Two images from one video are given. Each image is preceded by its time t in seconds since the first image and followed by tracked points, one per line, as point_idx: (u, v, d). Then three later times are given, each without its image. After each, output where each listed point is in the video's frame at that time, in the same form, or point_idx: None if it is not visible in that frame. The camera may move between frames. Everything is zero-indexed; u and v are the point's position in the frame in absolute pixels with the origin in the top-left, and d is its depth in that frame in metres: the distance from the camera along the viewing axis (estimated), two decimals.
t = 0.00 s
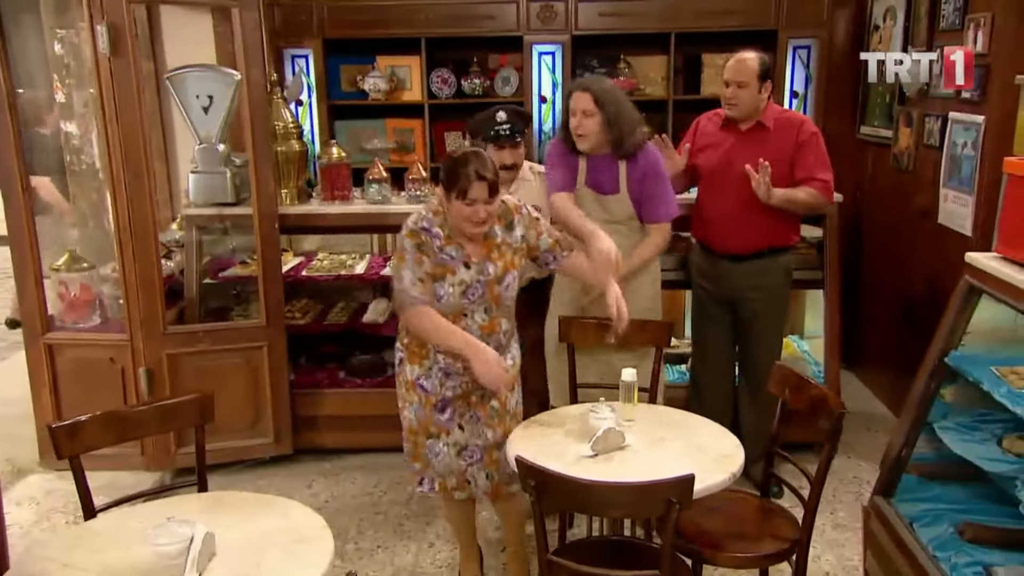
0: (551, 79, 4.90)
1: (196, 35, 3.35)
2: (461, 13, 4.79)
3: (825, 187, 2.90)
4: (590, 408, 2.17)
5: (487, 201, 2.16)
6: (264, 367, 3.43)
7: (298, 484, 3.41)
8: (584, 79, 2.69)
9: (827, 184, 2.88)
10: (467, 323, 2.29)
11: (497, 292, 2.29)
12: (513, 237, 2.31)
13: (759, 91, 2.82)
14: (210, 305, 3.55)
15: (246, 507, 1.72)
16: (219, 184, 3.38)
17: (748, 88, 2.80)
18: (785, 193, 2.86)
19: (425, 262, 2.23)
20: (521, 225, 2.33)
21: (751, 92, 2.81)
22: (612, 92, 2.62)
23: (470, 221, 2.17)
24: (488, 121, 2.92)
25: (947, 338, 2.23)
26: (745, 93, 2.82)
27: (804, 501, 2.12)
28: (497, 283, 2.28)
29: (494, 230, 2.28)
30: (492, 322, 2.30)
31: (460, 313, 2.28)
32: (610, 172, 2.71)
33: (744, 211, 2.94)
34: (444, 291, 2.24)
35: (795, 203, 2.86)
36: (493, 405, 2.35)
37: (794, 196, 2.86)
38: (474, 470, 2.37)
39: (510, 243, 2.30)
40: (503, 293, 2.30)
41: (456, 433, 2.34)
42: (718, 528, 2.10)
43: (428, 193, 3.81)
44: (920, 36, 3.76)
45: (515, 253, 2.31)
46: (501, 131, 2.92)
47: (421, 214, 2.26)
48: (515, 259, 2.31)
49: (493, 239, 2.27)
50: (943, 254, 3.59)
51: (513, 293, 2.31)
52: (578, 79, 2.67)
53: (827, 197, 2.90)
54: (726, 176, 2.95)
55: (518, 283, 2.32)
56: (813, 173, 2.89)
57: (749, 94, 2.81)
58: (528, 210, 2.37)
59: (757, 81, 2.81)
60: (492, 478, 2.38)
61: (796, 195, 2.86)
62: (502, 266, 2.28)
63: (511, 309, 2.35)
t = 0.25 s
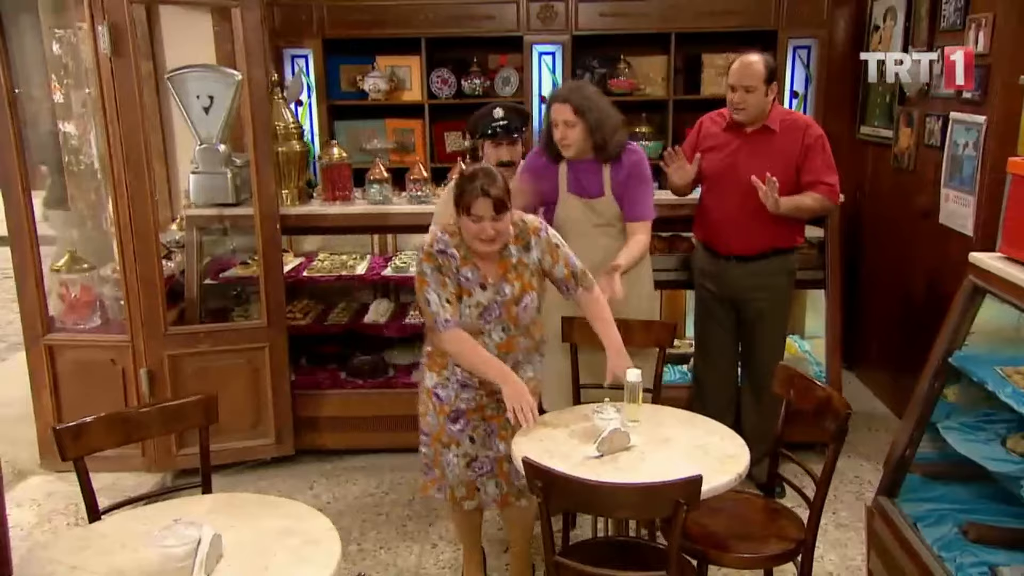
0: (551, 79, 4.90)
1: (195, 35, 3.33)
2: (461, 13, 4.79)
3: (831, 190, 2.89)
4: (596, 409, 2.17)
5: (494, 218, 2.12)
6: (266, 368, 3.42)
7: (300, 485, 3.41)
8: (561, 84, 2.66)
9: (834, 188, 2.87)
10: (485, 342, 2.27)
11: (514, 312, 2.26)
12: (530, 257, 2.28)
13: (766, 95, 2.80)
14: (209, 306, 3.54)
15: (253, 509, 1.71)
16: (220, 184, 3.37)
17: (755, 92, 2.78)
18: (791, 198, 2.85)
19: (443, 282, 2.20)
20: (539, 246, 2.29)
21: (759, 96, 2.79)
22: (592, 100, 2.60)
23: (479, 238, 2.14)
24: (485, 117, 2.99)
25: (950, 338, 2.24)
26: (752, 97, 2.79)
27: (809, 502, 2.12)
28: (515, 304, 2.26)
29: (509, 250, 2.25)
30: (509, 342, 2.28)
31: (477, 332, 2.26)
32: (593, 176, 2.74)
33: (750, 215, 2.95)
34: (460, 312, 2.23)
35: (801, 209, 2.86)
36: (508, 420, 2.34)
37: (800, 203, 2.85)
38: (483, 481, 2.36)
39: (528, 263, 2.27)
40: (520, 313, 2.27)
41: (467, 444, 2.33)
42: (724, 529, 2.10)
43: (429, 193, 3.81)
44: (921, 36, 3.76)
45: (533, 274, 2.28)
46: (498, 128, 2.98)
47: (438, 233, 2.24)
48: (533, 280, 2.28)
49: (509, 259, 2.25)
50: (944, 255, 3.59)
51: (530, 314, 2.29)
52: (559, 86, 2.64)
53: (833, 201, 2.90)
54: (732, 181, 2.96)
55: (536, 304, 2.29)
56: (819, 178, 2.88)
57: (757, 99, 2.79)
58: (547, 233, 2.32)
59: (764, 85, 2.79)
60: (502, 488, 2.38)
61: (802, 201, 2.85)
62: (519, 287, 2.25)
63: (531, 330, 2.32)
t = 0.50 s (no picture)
0: (552, 79, 4.90)
1: (196, 35, 3.33)
2: (461, 13, 4.78)
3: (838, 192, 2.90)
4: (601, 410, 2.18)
5: (499, 239, 2.10)
6: (268, 368, 3.42)
7: (302, 486, 3.40)
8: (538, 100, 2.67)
9: (841, 190, 2.88)
10: (502, 363, 2.29)
11: (529, 336, 2.26)
12: (547, 283, 2.24)
13: (774, 97, 2.80)
14: (210, 307, 3.54)
15: (259, 510, 1.71)
16: (222, 185, 3.37)
17: (763, 94, 2.78)
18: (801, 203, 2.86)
19: (456, 304, 2.24)
20: (557, 274, 2.24)
21: (767, 98, 2.79)
22: (571, 112, 2.61)
23: (488, 259, 2.13)
24: (469, 116, 2.94)
25: (955, 338, 2.24)
26: (760, 100, 2.80)
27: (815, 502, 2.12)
28: (529, 328, 2.25)
29: (526, 274, 2.22)
30: (526, 365, 2.28)
31: (493, 354, 2.29)
32: (575, 186, 2.74)
33: (756, 217, 2.94)
34: (474, 334, 2.26)
35: (811, 212, 2.87)
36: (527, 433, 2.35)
37: (810, 207, 2.86)
38: (497, 493, 2.38)
39: (545, 288, 2.24)
40: (535, 338, 2.27)
41: (484, 454, 2.36)
42: (729, 529, 2.10)
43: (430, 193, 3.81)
44: (922, 36, 3.76)
45: (551, 300, 2.25)
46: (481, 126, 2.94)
47: (455, 254, 2.26)
48: (550, 306, 2.25)
49: (525, 284, 2.22)
50: (946, 254, 3.60)
51: (547, 340, 2.27)
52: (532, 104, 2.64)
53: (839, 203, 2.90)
54: (738, 183, 2.96)
55: (553, 330, 2.27)
56: (826, 180, 2.89)
57: (764, 100, 2.79)
58: (568, 259, 2.25)
59: (771, 86, 2.80)
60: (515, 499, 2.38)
61: (811, 204, 2.86)
62: (534, 312, 2.24)
63: (550, 352, 2.31)
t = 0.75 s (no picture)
0: (552, 79, 4.89)
1: (196, 35, 3.32)
2: (461, 13, 4.78)
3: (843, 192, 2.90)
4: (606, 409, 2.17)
5: (497, 258, 2.13)
6: (269, 368, 3.41)
7: (303, 486, 3.39)
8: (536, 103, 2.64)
9: (846, 190, 2.88)
10: (514, 379, 2.36)
11: (535, 355, 2.29)
12: (554, 303, 2.25)
13: (779, 97, 2.80)
14: (211, 307, 3.52)
15: (266, 510, 1.70)
16: (222, 185, 3.36)
17: (769, 95, 2.78)
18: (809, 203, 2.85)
19: (465, 321, 2.31)
20: (564, 293, 2.25)
21: (772, 99, 2.79)
22: (570, 114, 2.58)
23: (489, 277, 2.16)
24: (454, 116, 3.00)
25: (958, 337, 2.24)
26: (766, 100, 2.79)
27: (819, 501, 2.12)
28: (535, 348, 2.28)
29: (532, 294, 2.25)
30: (538, 382, 2.33)
31: (504, 370, 2.35)
32: (577, 188, 2.73)
33: (762, 217, 2.94)
34: (482, 351, 2.32)
35: (817, 212, 2.86)
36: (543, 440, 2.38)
37: (817, 206, 2.85)
38: (508, 500, 2.37)
39: (552, 308, 2.26)
40: (543, 358, 2.29)
41: (499, 459, 2.40)
42: (733, 528, 2.09)
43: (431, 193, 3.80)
44: (923, 35, 3.76)
45: (558, 320, 2.27)
46: (467, 126, 3.00)
47: (467, 272, 2.30)
48: (557, 326, 2.27)
49: (531, 304, 2.25)
50: (946, 254, 3.60)
51: (554, 360, 2.30)
52: (533, 107, 2.62)
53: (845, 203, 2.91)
54: (743, 183, 2.96)
55: (561, 350, 2.29)
56: (831, 180, 2.89)
57: (770, 102, 2.80)
58: (578, 275, 2.25)
59: (776, 87, 2.80)
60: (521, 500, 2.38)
61: (818, 205, 2.85)
62: (540, 332, 2.27)
63: (561, 369, 2.34)
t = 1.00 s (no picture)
0: (553, 78, 4.89)
1: (196, 34, 3.31)
2: (462, 12, 4.78)
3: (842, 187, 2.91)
4: (609, 409, 2.17)
5: (496, 268, 2.16)
6: (270, 368, 3.40)
7: (305, 487, 3.39)
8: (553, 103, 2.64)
9: (846, 185, 2.88)
10: (528, 389, 2.39)
11: (544, 366, 2.31)
12: (561, 313, 2.27)
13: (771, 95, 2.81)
14: (212, 307, 3.51)
15: (271, 510, 1.70)
16: (223, 184, 3.36)
17: (761, 94, 2.78)
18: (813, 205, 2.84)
19: (475, 331, 2.34)
20: (570, 302, 2.26)
21: (764, 97, 2.79)
22: (588, 117, 2.58)
23: (492, 286, 2.20)
24: (458, 115, 2.98)
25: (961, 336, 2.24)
26: (759, 100, 2.79)
27: (823, 500, 2.11)
28: (543, 358, 2.30)
29: (539, 304, 2.27)
30: (550, 392, 2.35)
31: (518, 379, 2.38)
32: (587, 190, 2.73)
33: (762, 218, 2.95)
34: (493, 361, 2.35)
35: (820, 213, 2.85)
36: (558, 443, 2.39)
37: (820, 208, 2.85)
38: (516, 498, 2.37)
39: (559, 317, 2.27)
40: (551, 369, 2.31)
41: (511, 458, 2.41)
42: (737, 528, 2.09)
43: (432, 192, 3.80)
44: (923, 35, 3.76)
45: (566, 329, 2.28)
46: (471, 126, 2.98)
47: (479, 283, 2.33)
48: (565, 335, 2.28)
49: (538, 315, 2.27)
50: (947, 253, 3.60)
51: (563, 370, 2.31)
52: (551, 106, 2.61)
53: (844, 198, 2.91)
54: (742, 184, 2.95)
55: (569, 360, 2.30)
56: (829, 176, 2.89)
57: (763, 100, 2.79)
58: (583, 281, 2.26)
59: (767, 86, 2.80)
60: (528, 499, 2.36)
61: (821, 206, 2.85)
62: (548, 342, 2.29)
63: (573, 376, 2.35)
